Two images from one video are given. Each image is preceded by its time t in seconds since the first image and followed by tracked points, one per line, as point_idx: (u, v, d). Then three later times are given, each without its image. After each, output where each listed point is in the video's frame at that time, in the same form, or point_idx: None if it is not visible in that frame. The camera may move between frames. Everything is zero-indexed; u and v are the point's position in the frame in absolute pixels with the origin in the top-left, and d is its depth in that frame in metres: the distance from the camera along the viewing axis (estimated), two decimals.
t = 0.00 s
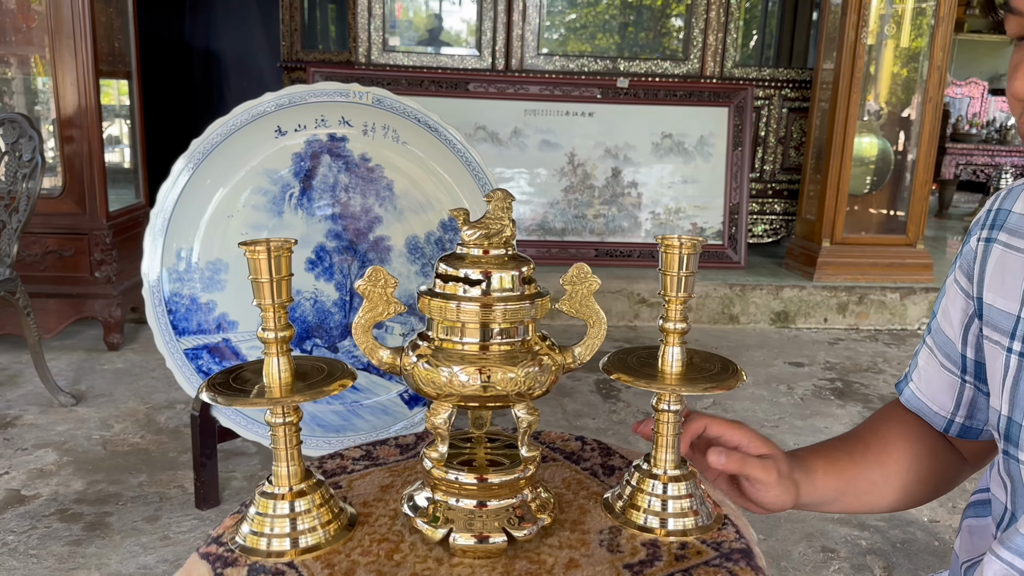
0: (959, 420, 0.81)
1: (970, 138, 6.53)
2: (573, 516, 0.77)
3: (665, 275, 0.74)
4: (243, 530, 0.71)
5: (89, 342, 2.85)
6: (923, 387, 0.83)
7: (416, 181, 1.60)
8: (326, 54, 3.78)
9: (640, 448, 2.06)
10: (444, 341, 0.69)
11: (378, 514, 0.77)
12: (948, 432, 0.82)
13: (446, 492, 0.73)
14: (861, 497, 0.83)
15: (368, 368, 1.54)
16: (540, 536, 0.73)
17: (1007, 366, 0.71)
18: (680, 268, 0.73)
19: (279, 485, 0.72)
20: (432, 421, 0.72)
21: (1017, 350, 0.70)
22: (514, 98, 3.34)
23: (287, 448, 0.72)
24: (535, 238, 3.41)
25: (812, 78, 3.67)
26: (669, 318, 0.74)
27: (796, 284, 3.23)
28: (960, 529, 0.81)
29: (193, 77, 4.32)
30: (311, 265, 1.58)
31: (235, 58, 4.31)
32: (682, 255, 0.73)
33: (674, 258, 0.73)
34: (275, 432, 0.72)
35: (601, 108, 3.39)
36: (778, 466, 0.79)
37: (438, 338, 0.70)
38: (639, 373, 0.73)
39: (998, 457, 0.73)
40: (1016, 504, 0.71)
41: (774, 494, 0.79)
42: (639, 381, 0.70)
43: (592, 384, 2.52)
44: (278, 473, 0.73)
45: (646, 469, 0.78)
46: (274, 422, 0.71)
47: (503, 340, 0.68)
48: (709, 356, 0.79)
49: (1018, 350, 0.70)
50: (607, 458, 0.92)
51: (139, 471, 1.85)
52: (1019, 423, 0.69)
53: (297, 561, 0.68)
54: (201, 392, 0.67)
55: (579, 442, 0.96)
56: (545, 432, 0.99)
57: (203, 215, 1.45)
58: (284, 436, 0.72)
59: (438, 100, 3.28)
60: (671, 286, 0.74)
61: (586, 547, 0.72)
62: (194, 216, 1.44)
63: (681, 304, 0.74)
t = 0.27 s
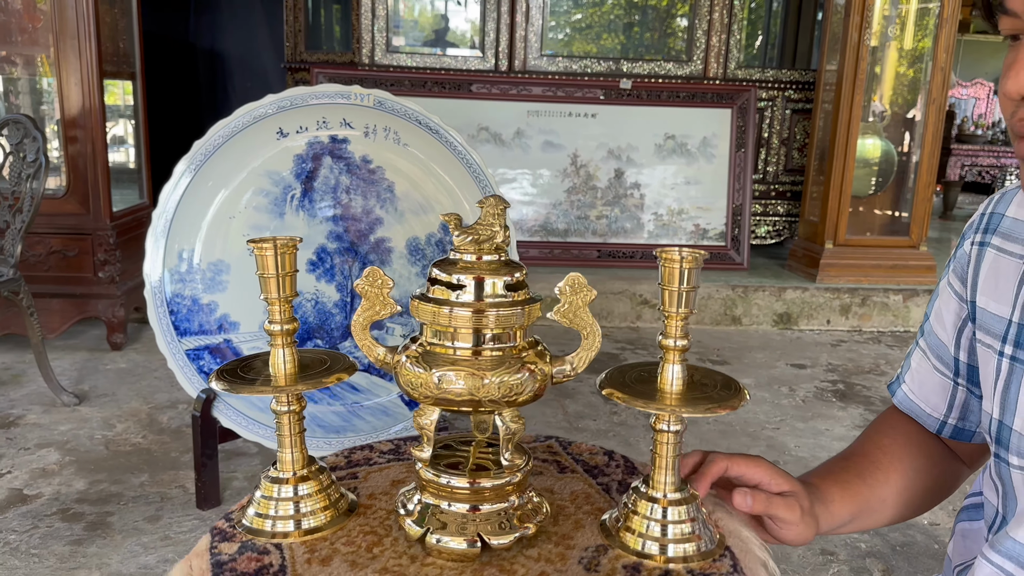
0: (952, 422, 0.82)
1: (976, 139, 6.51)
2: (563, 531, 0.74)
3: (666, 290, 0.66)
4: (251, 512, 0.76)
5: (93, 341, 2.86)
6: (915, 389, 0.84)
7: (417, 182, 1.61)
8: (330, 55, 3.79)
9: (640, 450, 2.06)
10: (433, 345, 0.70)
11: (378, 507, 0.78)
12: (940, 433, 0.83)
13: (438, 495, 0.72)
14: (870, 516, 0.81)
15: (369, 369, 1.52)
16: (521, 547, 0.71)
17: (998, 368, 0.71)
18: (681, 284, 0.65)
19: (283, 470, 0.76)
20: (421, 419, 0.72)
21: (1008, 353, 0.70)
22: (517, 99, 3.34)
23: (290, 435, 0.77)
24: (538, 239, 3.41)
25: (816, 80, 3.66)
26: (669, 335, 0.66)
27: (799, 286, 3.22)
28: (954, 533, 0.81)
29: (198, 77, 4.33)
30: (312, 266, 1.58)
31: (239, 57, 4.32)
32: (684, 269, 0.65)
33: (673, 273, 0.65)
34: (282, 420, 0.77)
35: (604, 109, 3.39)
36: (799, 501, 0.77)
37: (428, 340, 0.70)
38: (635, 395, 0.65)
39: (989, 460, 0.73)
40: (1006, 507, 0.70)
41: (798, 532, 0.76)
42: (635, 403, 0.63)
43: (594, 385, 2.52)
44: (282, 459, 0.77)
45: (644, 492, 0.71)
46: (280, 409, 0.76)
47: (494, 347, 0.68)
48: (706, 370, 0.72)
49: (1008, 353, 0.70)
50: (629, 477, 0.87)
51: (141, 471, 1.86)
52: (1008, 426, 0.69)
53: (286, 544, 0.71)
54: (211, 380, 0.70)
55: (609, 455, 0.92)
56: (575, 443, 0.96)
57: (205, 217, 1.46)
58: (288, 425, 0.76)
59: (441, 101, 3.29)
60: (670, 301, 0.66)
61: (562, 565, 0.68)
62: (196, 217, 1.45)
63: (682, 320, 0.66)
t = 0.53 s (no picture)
0: (958, 425, 0.81)
1: (983, 141, 6.48)
2: (549, 544, 0.73)
3: (658, 303, 0.62)
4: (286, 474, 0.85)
5: (98, 341, 2.87)
6: (920, 391, 0.83)
7: (420, 183, 1.61)
8: (335, 56, 3.80)
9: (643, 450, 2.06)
10: (432, 342, 0.70)
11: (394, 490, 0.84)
12: (946, 437, 0.82)
13: (438, 491, 0.74)
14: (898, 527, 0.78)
15: (372, 369, 1.53)
16: (499, 548, 0.72)
17: (997, 368, 0.71)
18: (674, 297, 0.61)
19: (314, 442, 0.85)
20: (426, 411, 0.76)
21: (1008, 353, 0.71)
22: (521, 100, 3.34)
23: (321, 409, 0.85)
24: (541, 240, 3.41)
25: (821, 81, 3.66)
26: (659, 350, 0.62)
27: (804, 288, 3.22)
28: (953, 533, 0.81)
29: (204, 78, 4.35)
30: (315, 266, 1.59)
31: (245, 58, 4.33)
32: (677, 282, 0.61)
33: (666, 286, 0.61)
34: (316, 395, 0.85)
35: (608, 110, 3.39)
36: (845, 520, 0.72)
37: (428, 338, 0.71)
38: (624, 415, 0.61)
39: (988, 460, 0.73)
40: (1005, 506, 0.71)
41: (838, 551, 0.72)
42: (625, 427, 0.59)
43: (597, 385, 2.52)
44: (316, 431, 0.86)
45: (632, 522, 0.66)
46: (312, 385, 0.84)
47: (494, 344, 0.69)
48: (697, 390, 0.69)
49: (1009, 353, 0.70)
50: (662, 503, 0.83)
51: (144, 469, 1.87)
52: (1008, 426, 0.69)
53: (303, 509, 0.80)
54: (252, 355, 0.81)
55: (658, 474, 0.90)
56: (627, 460, 0.94)
57: (209, 217, 1.46)
58: (320, 400, 0.85)
59: (445, 102, 3.29)
60: (664, 316, 0.62)
61: None
62: (200, 217, 1.45)
63: (676, 336, 0.62)
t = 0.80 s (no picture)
0: (958, 425, 0.81)
1: (987, 144, 6.46)
2: (526, 553, 0.73)
3: (619, 314, 0.54)
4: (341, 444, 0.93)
5: (102, 339, 2.87)
6: (921, 390, 0.82)
7: (424, 183, 1.61)
8: (340, 57, 3.81)
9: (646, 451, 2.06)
10: (434, 339, 0.70)
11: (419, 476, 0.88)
12: (945, 435, 0.82)
13: (441, 488, 0.74)
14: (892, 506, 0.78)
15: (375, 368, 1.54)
16: (473, 547, 0.73)
17: (1001, 369, 0.71)
18: (637, 309, 0.53)
19: (363, 419, 0.91)
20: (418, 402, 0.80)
21: (1012, 354, 0.70)
22: (525, 101, 3.35)
23: (371, 388, 0.91)
24: (545, 240, 3.41)
25: (825, 83, 3.65)
26: (621, 366, 0.55)
27: (807, 289, 3.21)
28: (954, 534, 0.80)
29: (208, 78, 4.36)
30: (319, 265, 1.59)
31: (249, 59, 4.35)
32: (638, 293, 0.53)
33: (627, 298, 0.54)
34: (367, 374, 0.91)
35: (612, 112, 3.39)
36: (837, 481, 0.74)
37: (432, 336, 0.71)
38: (582, 436, 0.55)
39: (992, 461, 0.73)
40: (1009, 507, 0.71)
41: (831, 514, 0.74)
42: (583, 450, 0.53)
43: (599, 386, 2.51)
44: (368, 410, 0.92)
45: (591, 550, 0.59)
46: (363, 366, 0.89)
47: (497, 342, 0.68)
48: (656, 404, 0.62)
49: (1012, 355, 0.70)
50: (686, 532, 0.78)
51: (148, 467, 1.87)
52: (1012, 427, 0.69)
53: (335, 480, 0.88)
54: (310, 336, 0.88)
55: (707, 503, 0.84)
56: (675, 489, 0.87)
57: (213, 215, 1.46)
58: (370, 379, 0.91)
59: (449, 103, 3.30)
60: (626, 329, 0.54)
61: None
62: (205, 215, 1.45)
63: (640, 350, 0.55)
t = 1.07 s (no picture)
0: (957, 419, 0.82)
1: (990, 146, 6.45)
2: (501, 552, 0.72)
3: (563, 317, 0.53)
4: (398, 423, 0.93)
5: (105, 338, 2.88)
6: (922, 386, 0.83)
7: (428, 182, 1.62)
8: (343, 57, 3.82)
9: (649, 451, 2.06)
10: (443, 333, 0.70)
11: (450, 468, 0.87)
12: (944, 428, 0.82)
13: (449, 481, 0.74)
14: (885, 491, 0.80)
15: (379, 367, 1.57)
16: (453, 538, 0.74)
17: (1006, 365, 0.72)
18: (581, 311, 0.52)
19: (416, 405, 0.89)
20: (435, 394, 0.84)
21: (1018, 351, 0.71)
22: (528, 102, 3.35)
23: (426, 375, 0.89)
24: (548, 241, 3.41)
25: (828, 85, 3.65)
26: (567, 371, 0.54)
27: (810, 291, 3.21)
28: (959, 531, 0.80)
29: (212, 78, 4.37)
30: (323, 263, 1.60)
31: (253, 59, 4.36)
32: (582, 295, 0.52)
33: (571, 299, 0.52)
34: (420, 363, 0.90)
35: (615, 113, 3.40)
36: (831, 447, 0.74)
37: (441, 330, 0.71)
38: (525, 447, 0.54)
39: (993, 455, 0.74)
40: (1013, 503, 0.71)
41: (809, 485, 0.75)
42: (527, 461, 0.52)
43: (602, 387, 2.51)
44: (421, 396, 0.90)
45: (537, 563, 0.57)
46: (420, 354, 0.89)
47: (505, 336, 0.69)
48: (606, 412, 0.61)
49: (1018, 351, 0.71)
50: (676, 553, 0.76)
51: (151, 465, 1.87)
52: (1017, 423, 0.69)
53: (380, 456, 0.94)
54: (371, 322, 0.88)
55: (734, 538, 0.78)
56: (705, 518, 0.82)
57: (218, 213, 1.46)
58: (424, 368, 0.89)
59: (453, 104, 3.30)
60: (571, 333, 0.53)
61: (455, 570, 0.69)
62: (210, 214, 1.45)
63: (587, 354, 0.53)
